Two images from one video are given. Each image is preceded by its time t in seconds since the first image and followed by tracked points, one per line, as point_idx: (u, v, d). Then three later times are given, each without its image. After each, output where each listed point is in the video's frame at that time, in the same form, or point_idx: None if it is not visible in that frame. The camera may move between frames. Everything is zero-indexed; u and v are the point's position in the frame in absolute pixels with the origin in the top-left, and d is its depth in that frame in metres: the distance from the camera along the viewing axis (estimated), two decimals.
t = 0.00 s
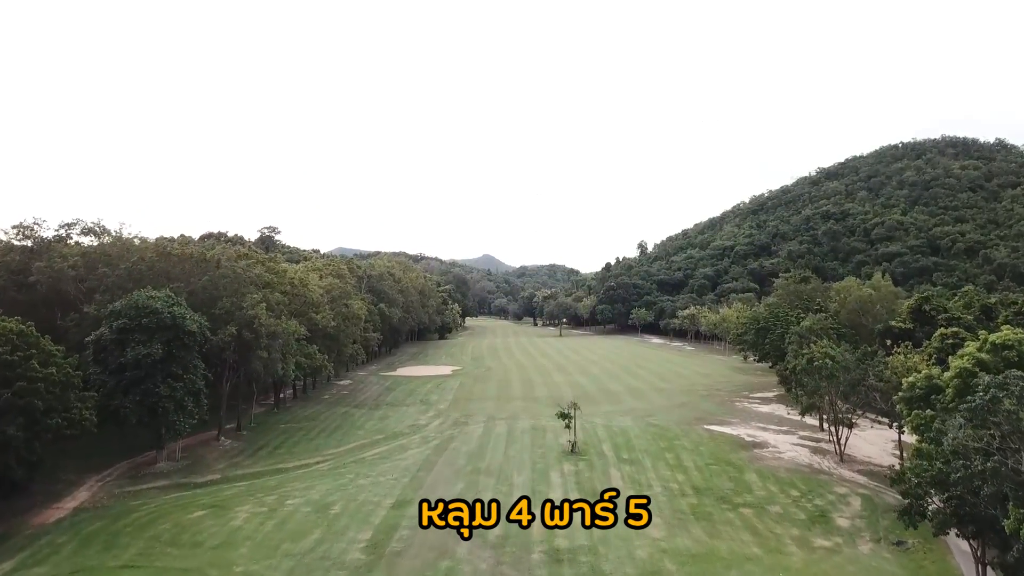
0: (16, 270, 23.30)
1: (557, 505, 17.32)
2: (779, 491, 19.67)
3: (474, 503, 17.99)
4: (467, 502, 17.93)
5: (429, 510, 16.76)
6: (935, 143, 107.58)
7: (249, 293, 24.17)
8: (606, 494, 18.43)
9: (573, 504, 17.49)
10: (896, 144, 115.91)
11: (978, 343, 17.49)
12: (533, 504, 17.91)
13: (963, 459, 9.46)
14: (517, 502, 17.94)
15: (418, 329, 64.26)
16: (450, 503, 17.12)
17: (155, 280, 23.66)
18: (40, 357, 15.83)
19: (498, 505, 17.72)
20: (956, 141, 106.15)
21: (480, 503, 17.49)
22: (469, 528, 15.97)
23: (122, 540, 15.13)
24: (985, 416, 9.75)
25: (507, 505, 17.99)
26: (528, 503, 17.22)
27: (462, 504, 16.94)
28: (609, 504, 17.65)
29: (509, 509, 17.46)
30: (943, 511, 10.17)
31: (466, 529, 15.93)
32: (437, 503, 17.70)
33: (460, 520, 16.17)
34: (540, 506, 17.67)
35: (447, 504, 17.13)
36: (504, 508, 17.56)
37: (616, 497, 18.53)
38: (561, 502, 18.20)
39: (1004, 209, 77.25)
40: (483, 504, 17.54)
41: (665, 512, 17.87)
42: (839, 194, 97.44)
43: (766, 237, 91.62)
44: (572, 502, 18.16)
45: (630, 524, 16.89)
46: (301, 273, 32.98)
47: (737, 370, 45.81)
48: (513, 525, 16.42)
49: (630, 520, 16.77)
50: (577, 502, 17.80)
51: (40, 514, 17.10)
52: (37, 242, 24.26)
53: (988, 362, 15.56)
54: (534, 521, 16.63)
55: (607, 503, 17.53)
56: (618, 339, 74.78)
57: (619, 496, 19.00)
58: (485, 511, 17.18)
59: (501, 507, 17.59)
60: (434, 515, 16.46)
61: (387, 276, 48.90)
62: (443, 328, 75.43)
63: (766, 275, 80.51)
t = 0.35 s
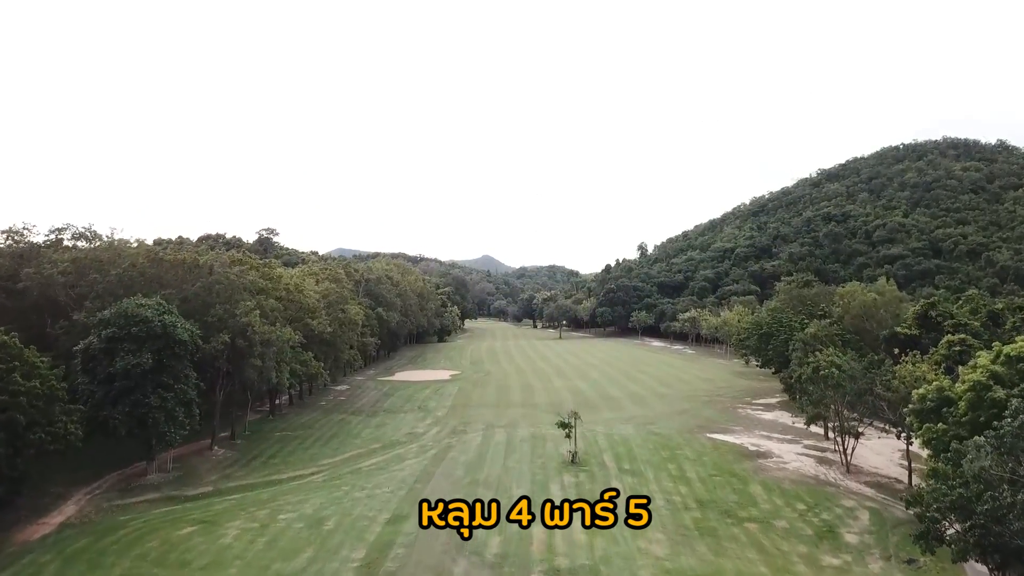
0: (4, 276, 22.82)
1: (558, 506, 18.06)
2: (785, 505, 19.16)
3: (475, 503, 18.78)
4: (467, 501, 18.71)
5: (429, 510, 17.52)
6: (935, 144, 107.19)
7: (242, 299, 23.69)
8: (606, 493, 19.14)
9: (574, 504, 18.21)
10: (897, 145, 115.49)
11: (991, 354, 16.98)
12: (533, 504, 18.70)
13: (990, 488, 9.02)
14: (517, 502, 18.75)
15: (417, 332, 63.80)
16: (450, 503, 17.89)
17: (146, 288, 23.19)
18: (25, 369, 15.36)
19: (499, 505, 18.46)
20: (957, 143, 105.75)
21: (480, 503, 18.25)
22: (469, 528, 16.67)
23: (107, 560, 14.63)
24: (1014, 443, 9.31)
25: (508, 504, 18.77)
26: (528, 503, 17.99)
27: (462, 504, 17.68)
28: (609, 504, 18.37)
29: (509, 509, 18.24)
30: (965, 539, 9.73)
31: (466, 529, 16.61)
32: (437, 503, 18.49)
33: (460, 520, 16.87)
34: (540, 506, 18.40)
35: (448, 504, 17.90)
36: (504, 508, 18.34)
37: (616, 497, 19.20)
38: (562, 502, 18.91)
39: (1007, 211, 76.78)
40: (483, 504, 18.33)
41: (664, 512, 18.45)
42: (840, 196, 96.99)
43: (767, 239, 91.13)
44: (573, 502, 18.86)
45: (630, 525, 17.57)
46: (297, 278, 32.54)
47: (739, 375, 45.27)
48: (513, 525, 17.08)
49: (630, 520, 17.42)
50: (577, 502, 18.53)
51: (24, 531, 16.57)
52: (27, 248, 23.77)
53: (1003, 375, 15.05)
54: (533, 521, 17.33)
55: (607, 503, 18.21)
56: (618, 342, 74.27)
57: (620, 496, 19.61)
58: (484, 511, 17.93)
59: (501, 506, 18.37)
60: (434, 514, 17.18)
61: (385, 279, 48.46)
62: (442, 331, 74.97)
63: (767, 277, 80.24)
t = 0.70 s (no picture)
0: None
1: (558, 505, 18.86)
2: (792, 519, 18.65)
3: (475, 503, 19.67)
4: (467, 501, 19.59)
5: (429, 510, 18.39)
6: (937, 146, 106.73)
7: (235, 306, 23.19)
8: (605, 493, 19.94)
9: (574, 504, 19.01)
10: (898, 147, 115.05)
11: (1005, 367, 16.46)
12: (532, 502, 19.58)
13: None
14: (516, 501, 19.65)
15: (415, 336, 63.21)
16: (451, 503, 18.78)
17: (138, 295, 22.72)
18: (8, 382, 14.95)
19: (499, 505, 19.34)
20: (958, 145, 105.32)
21: (480, 502, 19.12)
22: (469, 527, 17.45)
23: None
24: None
25: (508, 503, 19.68)
26: (527, 503, 18.84)
27: (462, 504, 18.56)
28: (609, 504, 19.18)
29: (509, 509, 19.07)
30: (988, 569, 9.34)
31: (467, 528, 17.40)
32: (437, 503, 19.40)
33: (460, 519, 17.73)
34: (540, 505, 19.26)
35: (448, 503, 18.81)
36: (504, 507, 19.18)
37: (616, 497, 19.98)
38: (563, 501, 19.71)
39: (1009, 213, 76.31)
40: (483, 504, 19.27)
41: (662, 511, 19.23)
42: (841, 198, 96.50)
43: (767, 241, 90.63)
44: (573, 501, 19.63)
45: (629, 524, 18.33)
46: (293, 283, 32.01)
47: (742, 380, 44.68)
48: (513, 524, 17.88)
49: (629, 520, 18.18)
50: (578, 502, 19.31)
51: (8, 548, 16.08)
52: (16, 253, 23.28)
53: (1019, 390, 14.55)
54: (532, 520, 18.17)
55: (606, 503, 19.04)
56: (619, 345, 73.68)
57: (619, 496, 20.36)
58: (484, 510, 18.79)
59: (501, 506, 19.26)
60: (434, 514, 18.07)
61: (383, 283, 47.95)
62: (441, 334, 74.44)
63: (768, 280, 79.83)
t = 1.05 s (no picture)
0: None
1: (558, 506, 19.56)
2: (798, 534, 18.14)
3: (476, 502, 20.49)
4: (468, 501, 20.36)
5: (429, 510, 19.26)
6: (938, 147, 106.27)
7: (229, 313, 22.75)
8: (605, 493, 20.57)
9: (574, 504, 19.69)
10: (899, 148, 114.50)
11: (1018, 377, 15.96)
12: (532, 502, 20.27)
13: None
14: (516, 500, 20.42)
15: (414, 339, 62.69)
16: (451, 503, 19.66)
17: (129, 302, 22.26)
18: None
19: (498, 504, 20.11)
20: (960, 146, 104.86)
21: (480, 502, 19.91)
22: (469, 527, 18.26)
23: None
24: None
25: (509, 501, 20.43)
26: (528, 503, 19.57)
27: (462, 504, 19.38)
28: (609, 504, 19.85)
29: (509, 508, 19.82)
30: None
31: (466, 528, 18.21)
32: (437, 503, 20.26)
33: (460, 519, 18.59)
34: (539, 505, 20.00)
35: (449, 503, 19.69)
36: (504, 507, 19.93)
37: (617, 496, 20.63)
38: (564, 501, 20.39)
39: (1012, 215, 75.89)
40: (483, 503, 20.13)
41: (661, 512, 19.84)
42: (842, 199, 96.05)
43: (768, 243, 90.15)
44: (573, 501, 20.32)
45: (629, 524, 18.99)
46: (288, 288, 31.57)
47: (744, 385, 44.15)
48: (513, 524, 18.57)
49: (629, 520, 18.84)
50: (578, 502, 20.00)
51: None
52: (4, 259, 22.75)
53: None
54: (532, 520, 18.86)
55: (606, 503, 19.70)
56: (619, 348, 73.21)
57: (620, 496, 21.02)
58: (484, 510, 19.58)
59: (501, 505, 20.01)
60: (435, 513, 18.93)
61: (382, 287, 47.53)
62: (440, 337, 73.95)
63: (769, 282, 79.44)
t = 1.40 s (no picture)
0: None
1: (558, 506, 20.26)
2: (806, 550, 17.63)
3: (476, 503, 21.25)
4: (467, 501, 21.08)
5: (430, 510, 20.04)
6: (940, 148, 105.80)
7: (222, 321, 22.27)
8: (606, 493, 21.17)
9: (574, 504, 20.27)
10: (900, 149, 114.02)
11: None
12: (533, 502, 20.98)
13: None
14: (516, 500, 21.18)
15: (412, 342, 62.17)
16: (451, 503, 20.44)
17: (120, 309, 21.78)
18: None
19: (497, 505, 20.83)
20: (961, 147, 104.39)
21: (480, 502, 20.71)
22: (469, 527, 19.02)
23: None
24: None
25: (509, 501, 21.20)
26: (528, 503, 20.25)
27: (462, 504, 20.18)
28: (609, 503, 20.43)
29: (509, 508, 20.53)
30: None
31: (466, 528, 18.97)
32: (437, 503, 21.04)
33: (459, 519, 19.38)
34: (540, 506, 20.67)
35: (448, 504, 20.45)
36: (504, 507, 20.65)
37: (616, 497, 21.19)
38: (565, 501, 21.03)
39: (1014, 217, 75.47)
40: (481, 503, 20.89)
41: (660, 511, 20.44)
42: (843, 201, 95.61)
43: (769, 244, 89.66)
44: (574, 501, 20.97)
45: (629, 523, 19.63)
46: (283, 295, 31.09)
47: (746, 390, 43.64)
48: (513, 524, 19.27)
49: (629, 520, 19.44)
50: (578, 502, 20.62)
51: None
52: None
53: None
54: (532, 519, 19.56)
55: (607, 503, 20.28)
56: (620, 351, 72.71)
57: (620, 496, 21.62)
58: (484, 510, 20.37)
59: (502, 505, 20.73)
60: (435, 514, 19.71)
61: (380, 291, 47.09)
62: (439, 339, 73.43)
63: (770, 284, 78.92)
